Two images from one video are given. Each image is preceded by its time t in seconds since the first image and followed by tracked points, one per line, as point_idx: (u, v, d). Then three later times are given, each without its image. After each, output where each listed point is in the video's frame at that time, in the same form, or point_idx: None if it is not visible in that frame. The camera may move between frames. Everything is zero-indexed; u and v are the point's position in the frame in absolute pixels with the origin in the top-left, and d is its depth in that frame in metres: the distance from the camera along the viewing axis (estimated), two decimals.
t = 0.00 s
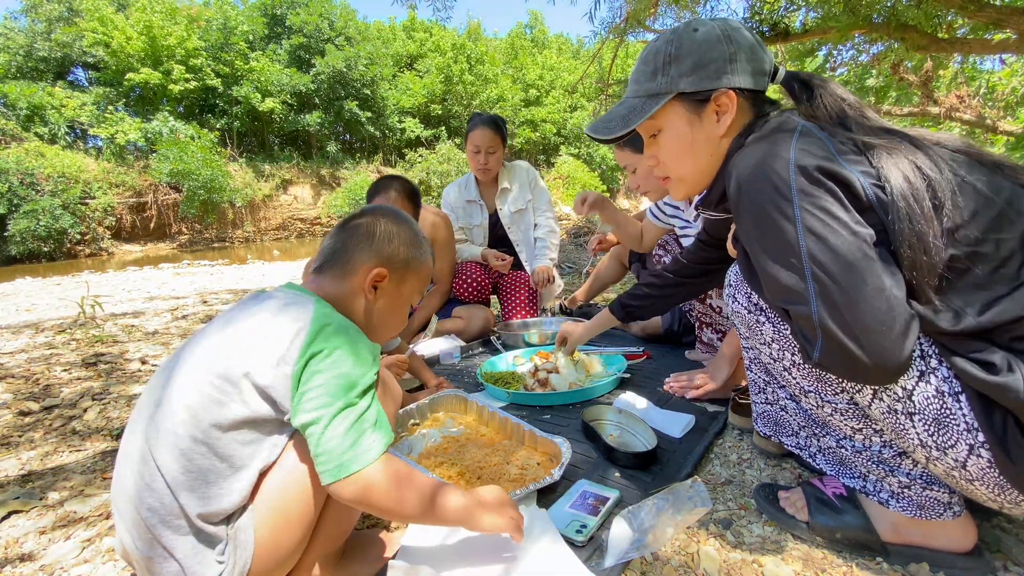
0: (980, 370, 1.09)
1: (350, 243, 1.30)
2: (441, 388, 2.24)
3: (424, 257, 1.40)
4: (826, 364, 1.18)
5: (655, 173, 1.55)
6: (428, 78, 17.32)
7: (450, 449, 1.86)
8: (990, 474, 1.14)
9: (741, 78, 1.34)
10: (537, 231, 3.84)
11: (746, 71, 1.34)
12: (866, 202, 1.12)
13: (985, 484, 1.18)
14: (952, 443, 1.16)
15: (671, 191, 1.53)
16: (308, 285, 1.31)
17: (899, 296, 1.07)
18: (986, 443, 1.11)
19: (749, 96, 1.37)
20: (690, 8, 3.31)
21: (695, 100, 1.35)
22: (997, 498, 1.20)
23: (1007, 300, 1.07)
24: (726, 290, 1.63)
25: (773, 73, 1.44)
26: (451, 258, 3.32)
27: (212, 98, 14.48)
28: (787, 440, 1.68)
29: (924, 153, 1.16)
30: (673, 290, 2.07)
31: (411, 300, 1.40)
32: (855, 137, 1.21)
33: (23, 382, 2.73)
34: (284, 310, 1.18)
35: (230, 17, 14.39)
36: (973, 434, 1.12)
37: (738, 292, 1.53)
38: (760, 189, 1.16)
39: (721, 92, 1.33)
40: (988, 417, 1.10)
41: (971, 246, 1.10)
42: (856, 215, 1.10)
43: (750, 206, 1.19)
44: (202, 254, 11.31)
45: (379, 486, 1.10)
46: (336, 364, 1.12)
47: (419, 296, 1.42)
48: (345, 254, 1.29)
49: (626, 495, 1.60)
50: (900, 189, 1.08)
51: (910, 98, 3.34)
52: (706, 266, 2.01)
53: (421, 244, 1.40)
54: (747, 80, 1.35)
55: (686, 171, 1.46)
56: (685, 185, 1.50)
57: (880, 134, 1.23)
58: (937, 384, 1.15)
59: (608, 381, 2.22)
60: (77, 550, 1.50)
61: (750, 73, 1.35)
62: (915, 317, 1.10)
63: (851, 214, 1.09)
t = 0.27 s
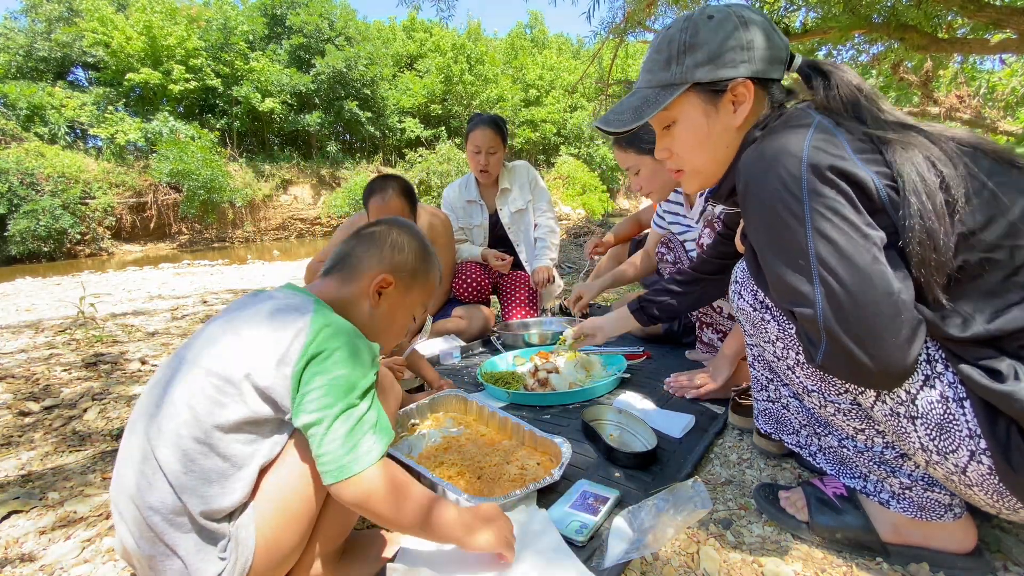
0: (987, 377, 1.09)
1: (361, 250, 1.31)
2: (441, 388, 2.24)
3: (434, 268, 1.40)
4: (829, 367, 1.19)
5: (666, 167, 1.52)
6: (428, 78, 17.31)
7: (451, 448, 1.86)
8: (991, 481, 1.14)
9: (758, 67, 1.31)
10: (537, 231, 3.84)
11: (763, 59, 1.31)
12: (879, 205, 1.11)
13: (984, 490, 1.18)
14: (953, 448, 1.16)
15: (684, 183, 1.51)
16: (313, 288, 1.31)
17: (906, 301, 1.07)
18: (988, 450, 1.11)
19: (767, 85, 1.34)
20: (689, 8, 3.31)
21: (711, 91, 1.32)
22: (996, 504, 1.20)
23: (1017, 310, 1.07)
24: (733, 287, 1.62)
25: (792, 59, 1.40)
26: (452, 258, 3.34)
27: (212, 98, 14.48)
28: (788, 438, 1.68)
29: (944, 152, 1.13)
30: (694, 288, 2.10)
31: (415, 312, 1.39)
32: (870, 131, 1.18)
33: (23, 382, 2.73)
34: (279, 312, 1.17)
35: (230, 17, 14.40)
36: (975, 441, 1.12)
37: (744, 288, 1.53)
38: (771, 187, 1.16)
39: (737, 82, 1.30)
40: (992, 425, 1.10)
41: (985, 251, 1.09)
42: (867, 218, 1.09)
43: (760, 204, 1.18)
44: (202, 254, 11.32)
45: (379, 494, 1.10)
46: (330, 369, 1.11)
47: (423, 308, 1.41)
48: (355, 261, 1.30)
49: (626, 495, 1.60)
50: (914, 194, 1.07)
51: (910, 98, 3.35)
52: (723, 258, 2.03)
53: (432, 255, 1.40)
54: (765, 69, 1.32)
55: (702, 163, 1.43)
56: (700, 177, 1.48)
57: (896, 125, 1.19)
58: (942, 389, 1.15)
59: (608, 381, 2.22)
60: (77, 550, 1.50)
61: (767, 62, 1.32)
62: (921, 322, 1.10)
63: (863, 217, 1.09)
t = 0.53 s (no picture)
0: (1000, 385, 1.08)
1: (368, 254, 1.31)
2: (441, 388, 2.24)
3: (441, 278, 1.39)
4: (844, 370, 1.17)
5: (683, 157, 1.52)
6: (428, 78, 17.31)
7: (451, 448, 1.86)
8: (995, 487, 1.14)
9: (776, 53, 1.29)
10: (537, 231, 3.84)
11: (781, 45, 1.29)
12: (904, 205, 1.09)
13: (987, 496, 1.18)
14: (960, 454, 1.16)
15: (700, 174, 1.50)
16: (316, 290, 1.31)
17: (927, 305, 1.05)
18: (995, 457, 1.11)
19: (786, 72, 1.32)
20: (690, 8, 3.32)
21: (728, 78, 1.31)
22: (997, 510, 1.21)
23: None
24: (741, 282, 1.61)
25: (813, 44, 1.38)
26: (452, 257, 3.34)
27: (212, 98, 14.48)
28: (783, 440, 1.68)
29: (977, 148, 1.09)
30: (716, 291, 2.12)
31: (417, 319, 1.38)
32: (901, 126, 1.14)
33: (23, 382, 2.73)
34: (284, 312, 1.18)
35: (230, 17, 14.40)
36: (983, 447, 1.12)
37: (754, 285, 1.52)
38: (791, 182, 1.13)
39: (755, 68, 1.29)
40: (1001, 432, 1.10)
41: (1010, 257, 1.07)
42: (891, 218, 1.07)
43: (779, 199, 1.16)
44: (202, 254, 11.32)
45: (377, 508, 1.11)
46: (342, 370, 1.12)
47: (426, 316, 1.41)
48: (360, 264, 1.29)
49: (626, 495, 1.60)
50: (940, 192, 1.04)
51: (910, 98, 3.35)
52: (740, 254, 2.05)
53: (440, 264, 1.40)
54: (784, 55, 1.30)
55: (720, 152, 1.42)
56: (717, 166, 1.47)
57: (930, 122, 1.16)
58: (952, 394, 1.15)
59: (608, 381, 2.22)
60: (77, 550, 1.50)
61: (787, 47, 1.30)
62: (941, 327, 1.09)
63: (886, 217, 1.07)
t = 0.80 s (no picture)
0: (1017, 396, 1.06)
1: (368, 257, 1.30)
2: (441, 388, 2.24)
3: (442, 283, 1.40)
4: (860, 374, 1.16)
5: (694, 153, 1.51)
6: (428, 78, 17.32)
7: (450, 449, 1.86)
8: (1000, 495, 1.14)
9: (782, 43, 1.27)
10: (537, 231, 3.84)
11: (787, 34, 1.27)
12: (933, 206, 1.06)
13: (991, 503, 1.18)
14: (968, 461, 1.15)
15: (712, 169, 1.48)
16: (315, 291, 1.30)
17: (952, 311, 1.05)
18: (1003, 466, 1.10)
19: (796, 61, 1.29)
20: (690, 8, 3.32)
21: (731, 71, 1.30)
22: (999, 517, 1.21)
23: None
24: (752, 277, 1.60)
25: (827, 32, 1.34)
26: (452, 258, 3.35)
27: (212, 98, 14.49)
28: (780, 441, 1.67)
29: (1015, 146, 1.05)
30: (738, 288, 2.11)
31: (415, 322, 1.39)
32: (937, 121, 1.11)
33: (23, 382, 2.73)
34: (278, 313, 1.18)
35: (230, 17, 14.40)
36: (992, 455, 1.11)
37: (765, 280, 1.50)
38: (819, 178, 1.12)
39: (759, 60, 1.27)
40: (1012, 441, 1.08)
41: None
42: (919, 219, 1.05)
43: (803, 195, 1.15)
44: (202, 254, 11.33)
45: (375, 514, 1.12)
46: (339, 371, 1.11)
47: (424, 320, 1.41)
48: (360, 268, 1.29)
49: (626, 495, 1.60)
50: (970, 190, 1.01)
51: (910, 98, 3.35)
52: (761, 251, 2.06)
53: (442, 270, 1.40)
54: (791, 44, 1.27)
55: (729, 146, 1.40)
56: (729, 160, 1.44)
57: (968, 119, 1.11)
58: (964, 402, 1.13)
59: (608, 382, 2.22)
60: (77, 550, 1.50)
61: (794, 36, 1.27)
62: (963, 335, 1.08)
63: (914, 218, 1.05)
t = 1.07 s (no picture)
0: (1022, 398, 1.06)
1: (365, 254, 1.24)
2: (441, 388, 2.24)
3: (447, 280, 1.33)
4: (870, 377, 1.16)
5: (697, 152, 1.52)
6: (428, 78, 17.32)
7: (451, 448, 1.86)
8: (1004, 498, 1.14)
9: (777, 41, 1.26)
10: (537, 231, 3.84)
11: (783, 32, 1.26)
12: (946, 207, 1.06)
13: (994, 506, 1.18)
14: (972, 464, 1.15)
15: (717, 170, 1.49)
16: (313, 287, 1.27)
17: (964, 315, 1.05)
18: (1009, 469, 1.10)
19: (793, 60, 1.28)
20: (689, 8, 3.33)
21: (724, 71, 1.30)
22: (1001, 519, 1.21)
23: None
24: (754, 276, 1.60)
25: (829, 30, 1.33)
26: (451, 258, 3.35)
27: (212, 98, 14.49)
28: (781, 441, 1.67)
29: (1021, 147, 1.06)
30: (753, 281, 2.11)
31: (418, 318, 1.34)
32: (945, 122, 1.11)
33: (23, 382, 2.73)
34: (277, 311, 1.16)
35: (230, 17, 14.41)
36: (998, 459, 1.11)
37: (768, 280, 1.50)
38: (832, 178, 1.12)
39: (753, 58, 1.27)
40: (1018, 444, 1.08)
41: None
42: (932, 221, 1.05)
43: (815, 194, 1.15)
44: (202, 254, 11.32)
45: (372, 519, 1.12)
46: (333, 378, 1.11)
47: (428, 315, 1.37)
48: (357, 266, 1.23)
49: (626, 495, 1.60)
50: (988, 195, 1.02)
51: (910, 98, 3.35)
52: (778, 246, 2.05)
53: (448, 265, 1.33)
54: (788, 42, 1.26)
55: (727, 145, 1.41)
56: (728, 159, 1.44)
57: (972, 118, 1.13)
58: (970, 405, 1.13)
59: (608, 381, 2.22)
60: (76, 550, 1.50)
61: (790, 33, 1.26)
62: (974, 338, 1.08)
63: (928, 220, 1.05)
